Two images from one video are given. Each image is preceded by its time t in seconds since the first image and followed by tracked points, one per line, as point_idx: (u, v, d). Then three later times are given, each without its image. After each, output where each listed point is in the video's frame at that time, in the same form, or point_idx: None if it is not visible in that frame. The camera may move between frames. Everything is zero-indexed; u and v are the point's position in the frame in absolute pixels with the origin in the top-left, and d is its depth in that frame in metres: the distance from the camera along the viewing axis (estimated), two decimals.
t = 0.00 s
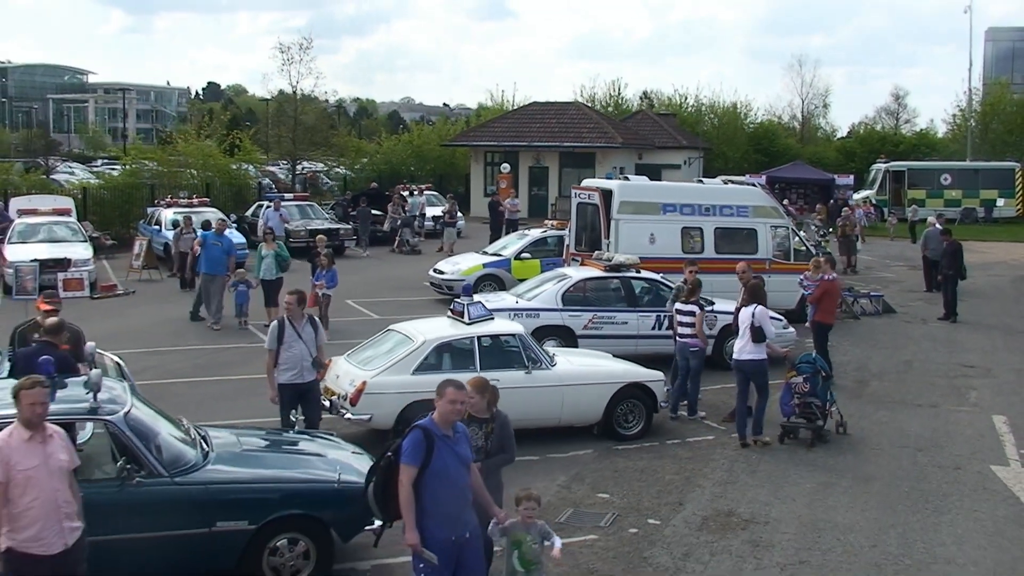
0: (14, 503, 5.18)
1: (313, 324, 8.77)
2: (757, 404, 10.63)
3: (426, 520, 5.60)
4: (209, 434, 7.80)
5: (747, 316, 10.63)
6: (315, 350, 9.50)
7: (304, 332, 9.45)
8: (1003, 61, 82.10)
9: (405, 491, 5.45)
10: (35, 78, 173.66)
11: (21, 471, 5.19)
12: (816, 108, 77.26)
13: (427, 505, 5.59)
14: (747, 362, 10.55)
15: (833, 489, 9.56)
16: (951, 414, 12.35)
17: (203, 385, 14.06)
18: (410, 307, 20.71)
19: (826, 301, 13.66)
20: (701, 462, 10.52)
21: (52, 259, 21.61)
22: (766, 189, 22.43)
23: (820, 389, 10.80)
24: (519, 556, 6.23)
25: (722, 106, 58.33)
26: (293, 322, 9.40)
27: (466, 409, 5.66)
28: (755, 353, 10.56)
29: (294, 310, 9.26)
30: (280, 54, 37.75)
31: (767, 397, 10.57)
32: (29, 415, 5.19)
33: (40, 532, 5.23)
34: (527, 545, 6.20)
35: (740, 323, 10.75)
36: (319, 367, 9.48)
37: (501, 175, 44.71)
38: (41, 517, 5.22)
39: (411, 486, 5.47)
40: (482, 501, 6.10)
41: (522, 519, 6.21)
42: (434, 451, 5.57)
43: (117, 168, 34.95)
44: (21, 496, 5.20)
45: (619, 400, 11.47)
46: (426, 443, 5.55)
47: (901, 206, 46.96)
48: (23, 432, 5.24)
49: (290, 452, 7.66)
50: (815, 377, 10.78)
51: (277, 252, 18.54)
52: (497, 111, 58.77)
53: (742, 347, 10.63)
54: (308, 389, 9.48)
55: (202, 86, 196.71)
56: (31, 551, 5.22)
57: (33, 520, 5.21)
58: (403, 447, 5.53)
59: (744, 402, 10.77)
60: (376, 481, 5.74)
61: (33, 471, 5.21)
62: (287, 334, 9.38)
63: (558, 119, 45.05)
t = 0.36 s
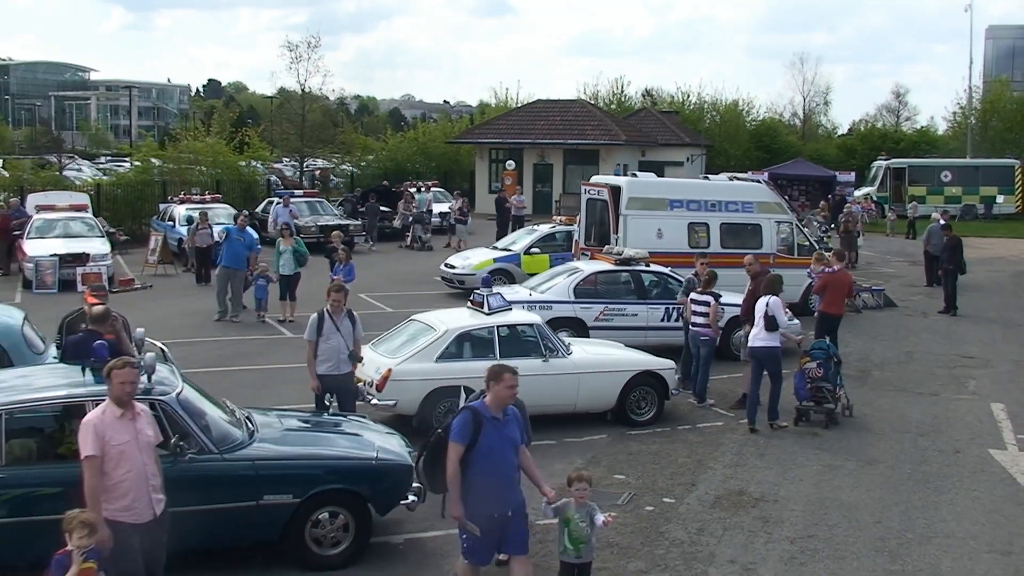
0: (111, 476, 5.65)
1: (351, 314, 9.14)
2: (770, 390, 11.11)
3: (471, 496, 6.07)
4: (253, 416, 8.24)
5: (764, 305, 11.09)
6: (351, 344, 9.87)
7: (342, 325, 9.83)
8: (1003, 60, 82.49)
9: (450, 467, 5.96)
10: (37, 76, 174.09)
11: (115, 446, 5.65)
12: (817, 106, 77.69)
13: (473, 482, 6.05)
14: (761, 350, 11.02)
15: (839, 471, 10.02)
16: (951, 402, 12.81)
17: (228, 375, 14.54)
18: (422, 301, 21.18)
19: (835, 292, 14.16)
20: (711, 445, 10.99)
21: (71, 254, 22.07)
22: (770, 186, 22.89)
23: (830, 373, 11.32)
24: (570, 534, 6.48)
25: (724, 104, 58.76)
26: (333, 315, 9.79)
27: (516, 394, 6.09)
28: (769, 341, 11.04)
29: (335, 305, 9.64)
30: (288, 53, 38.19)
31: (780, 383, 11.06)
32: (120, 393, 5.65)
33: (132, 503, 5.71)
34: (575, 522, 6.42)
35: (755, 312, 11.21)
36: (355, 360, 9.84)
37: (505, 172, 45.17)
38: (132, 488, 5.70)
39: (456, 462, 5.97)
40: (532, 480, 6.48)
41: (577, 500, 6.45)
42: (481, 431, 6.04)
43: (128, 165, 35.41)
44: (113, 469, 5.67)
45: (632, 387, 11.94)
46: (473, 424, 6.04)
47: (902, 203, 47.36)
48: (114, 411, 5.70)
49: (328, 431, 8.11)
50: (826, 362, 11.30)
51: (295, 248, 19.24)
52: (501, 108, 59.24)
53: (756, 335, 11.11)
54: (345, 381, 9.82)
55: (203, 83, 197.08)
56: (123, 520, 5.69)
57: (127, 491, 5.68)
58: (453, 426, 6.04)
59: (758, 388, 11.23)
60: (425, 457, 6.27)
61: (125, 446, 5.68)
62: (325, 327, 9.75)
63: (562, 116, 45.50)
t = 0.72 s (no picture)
0: (186, 458, 6.14)
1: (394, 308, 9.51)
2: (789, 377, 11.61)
3: (532, 475, 6.58)
4: (294, 403, 8.69)
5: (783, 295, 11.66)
6: (397, 338, 10.28)
7: (389, 320, 10.23)
8: (1004, 57, 82.90)
9: (513, 446, 6.50)
10: (41, 79, 174.80)
11: (189, 431, 6.15)
12: (820, 105, 78.13)
13: (535, 462, 6.56)
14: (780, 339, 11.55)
15: (846, 455, 10.50)
16: (953, 392, 13.29)
17: (255, 371, 15.03)
18: (437, 299, 21.67)
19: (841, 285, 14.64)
20: (724, 433, 11.48)
21: (92, 254, 22.54)
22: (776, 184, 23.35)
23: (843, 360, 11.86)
24: (613, 519, 6.91)
25: (728, 104, 59.27)
26: (382, 310, 10.15)
27: (581, 385, 6.58)
28: (788, 330, 11.54)
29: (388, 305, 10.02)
30: (297, 57, 38.68)
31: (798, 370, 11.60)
32: (194, 380, 6.14)
33: (203, 484, 6.21)
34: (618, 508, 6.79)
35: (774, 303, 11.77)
36: (400, 355, 10.27)
37: (512, 173, 45.67)
38: (204, 469, 6.20)
39: (518, 442, 6.51)
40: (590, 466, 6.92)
41: (619, 485, 6.90)
42: (545, 416, 6.55)
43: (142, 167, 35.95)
44: (187, 452, 6.16)
45: (647, 378, 12.42)
46: (538, 408, 6.55)
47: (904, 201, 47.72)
48: (187, 398, 6.19)
49: (363, 417, 8.58)
50: (839, 350, 11.85)
51: (311, 248, 19.86)
52: (505, 110, 59.77)
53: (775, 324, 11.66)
54: (388, 374, 10.25)
55: (206, 85, 197.77)
56: (196, 499, 6.19)
57: (199, 473, 6.18)
58: (519, 409, 6.58)
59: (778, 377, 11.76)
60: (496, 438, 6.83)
61: (197, 431, 6.17)
62: (374, 321, 10.14)
63: (568, 117, 46.00)
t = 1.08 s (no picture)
0: (280, 437, 6.69)
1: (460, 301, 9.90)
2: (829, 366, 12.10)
3: (608, 454, 7.01)
4: (352, 386, 9.17)
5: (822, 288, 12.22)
6: (457, 328, 10.73)
7: (451, 312, 10.66)
8: None
9: (591, 426, 6.95)
10: (71, 76, 176.54)
11: (282, 412, 6.69)
12: (847, 104, 78.20)
13: (611, 442, 6.99)
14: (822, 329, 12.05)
15: (876, 443, 10.90)
16: (980, 385, 13.66)
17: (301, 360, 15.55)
18: (472, 294, 22.16)
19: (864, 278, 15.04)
20: (757, 421, 11.90)
21: (136, 248, 23.14)
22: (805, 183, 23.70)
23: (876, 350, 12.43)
24: (683, 501, 7.15)
25: (755, 103, 59.49)
26: (446, 301, 10.59)
27: (657, 371, 7.01)
28: (830, 321, 12.05)
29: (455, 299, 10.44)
30: (330, 55, 39.26)
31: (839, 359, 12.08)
32: (281, 364, 6.70)
33: (295, 459, 6.77)
34: (690, 492, 7.13)
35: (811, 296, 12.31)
36: (461, 345, 10.72)
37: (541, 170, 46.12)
38: (293, 446, 6.76)
39: (596, 422, 6.96)
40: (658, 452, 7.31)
41: (684, 468, 7.11)
42: (622, 400, 6.99)
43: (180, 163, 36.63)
44: (279, 430, 6.72)
45: (682, 367, 12.85)
46: (615, 391, 7.00)
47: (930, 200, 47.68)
48: (276, 381, 6.74)
49: (418, 400, 9.06)
50: (875, 340, 12.41)
51: (349, 242, 20.35)
52: (534, 108, 60.20)
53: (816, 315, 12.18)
54: (449, 363, 10.70)
55: (234, 82, 199.16)
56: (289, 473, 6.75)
57: (290, 449, 6.74)
58: (597, 392, 7.03)
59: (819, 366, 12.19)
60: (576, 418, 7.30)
61: (287, 411, 6.72)
62: (438, 312, 10.57)
63: (596, 115, 46.40)
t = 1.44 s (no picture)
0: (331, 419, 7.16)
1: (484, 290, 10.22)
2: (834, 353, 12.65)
3: (649, 445, 7.27)
4: (377, 370, 9.62)
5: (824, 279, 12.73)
6: (483, 321, 11.15)
7: (478, 306, 11.04)
8: None
9: (632, 420, 7.19)
10: (64, 68, 176.55)
11: (331, 397, 7.16)
12: (841, 102, 78.70)
13: (652, 434, 7.24)
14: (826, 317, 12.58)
15: (872, 428, 11.37)
16: (972, 375, 14.13)
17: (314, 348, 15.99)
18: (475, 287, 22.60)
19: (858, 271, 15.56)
20: (757, 408, 12.36)
21: (145, 239, 23.55)
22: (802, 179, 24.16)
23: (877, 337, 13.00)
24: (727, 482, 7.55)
25: (750, 100, 59.96)
26: (472, 297, 10.94)
27: (696, 364, 7.26)
28: (833, 311, 12.58)
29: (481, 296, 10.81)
30: (331, 50, 39.64)
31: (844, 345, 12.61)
32: (329, 349, 7.13)
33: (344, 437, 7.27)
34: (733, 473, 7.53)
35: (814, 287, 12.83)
36: (487, 338, 11.14)
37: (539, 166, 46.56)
38: (343, 426, 7.25)
39: (637, 416, 7.20)
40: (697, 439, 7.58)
41: (726, 451, 7.51)
42: (662, 393, 7.23)
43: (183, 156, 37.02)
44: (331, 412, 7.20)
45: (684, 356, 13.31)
46: (657, 385, 7.24)
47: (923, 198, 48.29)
48: (327, 367, 7.18)
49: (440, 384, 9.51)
50: (874, 328, 12.97)
51: (355, 236, 20.75)
52: (531, 104, 60.63)
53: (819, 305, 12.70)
54: (478, 356, 11.12)
55: (228, 76, 199.23)
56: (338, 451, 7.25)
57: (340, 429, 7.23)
58: (638, 386, 7.26)
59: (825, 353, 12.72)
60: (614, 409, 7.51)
61: (336, 394, 7.18)
62: (465, 308, 10.95)
63: (594, 112, 46.85)
